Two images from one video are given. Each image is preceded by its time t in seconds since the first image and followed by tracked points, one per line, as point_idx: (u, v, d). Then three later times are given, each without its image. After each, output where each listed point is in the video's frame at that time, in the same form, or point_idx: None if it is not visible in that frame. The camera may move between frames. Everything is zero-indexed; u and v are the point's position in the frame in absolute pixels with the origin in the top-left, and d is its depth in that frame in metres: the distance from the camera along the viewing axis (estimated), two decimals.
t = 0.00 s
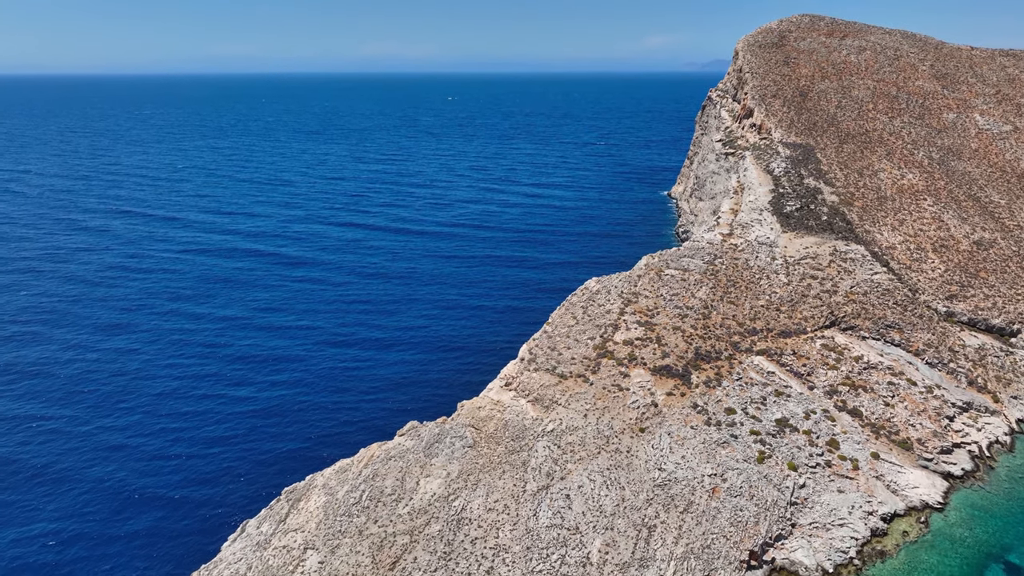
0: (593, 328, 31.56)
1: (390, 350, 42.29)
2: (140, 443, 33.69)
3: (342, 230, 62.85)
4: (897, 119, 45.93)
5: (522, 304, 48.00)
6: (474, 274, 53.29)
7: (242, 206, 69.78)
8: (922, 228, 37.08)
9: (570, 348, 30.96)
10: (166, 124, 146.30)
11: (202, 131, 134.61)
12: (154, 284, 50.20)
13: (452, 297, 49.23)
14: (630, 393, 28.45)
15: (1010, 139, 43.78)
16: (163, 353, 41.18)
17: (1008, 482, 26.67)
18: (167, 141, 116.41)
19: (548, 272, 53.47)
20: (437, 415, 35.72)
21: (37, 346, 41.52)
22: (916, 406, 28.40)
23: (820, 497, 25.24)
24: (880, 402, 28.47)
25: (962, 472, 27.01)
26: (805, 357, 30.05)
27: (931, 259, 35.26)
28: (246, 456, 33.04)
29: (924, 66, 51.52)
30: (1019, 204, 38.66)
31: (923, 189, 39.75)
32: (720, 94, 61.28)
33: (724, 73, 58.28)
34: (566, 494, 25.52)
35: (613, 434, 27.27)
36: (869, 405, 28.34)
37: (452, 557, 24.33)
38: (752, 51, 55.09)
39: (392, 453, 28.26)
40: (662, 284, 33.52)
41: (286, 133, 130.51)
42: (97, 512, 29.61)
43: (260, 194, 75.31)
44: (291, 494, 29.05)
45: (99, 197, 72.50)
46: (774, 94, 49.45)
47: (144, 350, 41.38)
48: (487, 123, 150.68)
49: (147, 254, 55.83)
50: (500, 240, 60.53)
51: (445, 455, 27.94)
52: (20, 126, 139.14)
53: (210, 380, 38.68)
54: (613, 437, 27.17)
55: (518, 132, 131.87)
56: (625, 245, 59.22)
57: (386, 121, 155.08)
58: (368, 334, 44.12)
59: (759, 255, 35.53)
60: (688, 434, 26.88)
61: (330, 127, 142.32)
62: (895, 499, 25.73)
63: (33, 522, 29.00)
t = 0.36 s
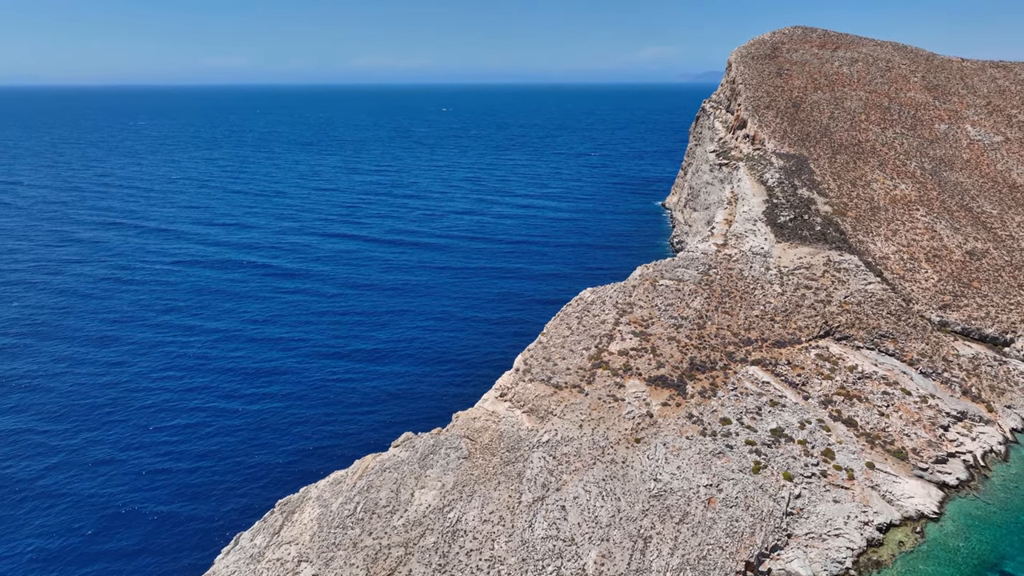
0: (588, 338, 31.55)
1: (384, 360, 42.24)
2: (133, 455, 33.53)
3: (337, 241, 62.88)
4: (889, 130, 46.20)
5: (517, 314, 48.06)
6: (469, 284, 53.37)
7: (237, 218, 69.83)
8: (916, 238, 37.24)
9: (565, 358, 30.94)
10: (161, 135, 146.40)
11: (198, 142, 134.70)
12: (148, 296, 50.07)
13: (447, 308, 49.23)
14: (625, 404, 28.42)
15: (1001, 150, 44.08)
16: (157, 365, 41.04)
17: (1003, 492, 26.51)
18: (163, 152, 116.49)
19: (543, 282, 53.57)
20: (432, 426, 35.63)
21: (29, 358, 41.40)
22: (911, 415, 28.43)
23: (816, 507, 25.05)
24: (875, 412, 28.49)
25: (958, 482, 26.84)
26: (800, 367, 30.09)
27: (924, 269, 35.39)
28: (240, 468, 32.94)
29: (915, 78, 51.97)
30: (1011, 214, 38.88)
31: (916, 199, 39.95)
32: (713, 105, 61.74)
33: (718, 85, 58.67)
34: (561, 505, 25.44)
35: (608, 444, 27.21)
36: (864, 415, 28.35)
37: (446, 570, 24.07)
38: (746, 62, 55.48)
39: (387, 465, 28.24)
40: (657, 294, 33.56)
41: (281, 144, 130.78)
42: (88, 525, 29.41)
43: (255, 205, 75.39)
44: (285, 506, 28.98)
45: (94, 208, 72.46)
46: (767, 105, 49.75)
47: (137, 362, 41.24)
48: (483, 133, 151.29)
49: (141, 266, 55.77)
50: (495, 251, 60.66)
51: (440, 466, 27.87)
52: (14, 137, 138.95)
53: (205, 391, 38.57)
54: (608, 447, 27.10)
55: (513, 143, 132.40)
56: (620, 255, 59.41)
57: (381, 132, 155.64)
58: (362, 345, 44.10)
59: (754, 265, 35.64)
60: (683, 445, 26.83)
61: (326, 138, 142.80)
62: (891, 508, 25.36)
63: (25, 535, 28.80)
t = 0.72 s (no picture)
0: (583, 349, 31.53)
1: (380, 371, 42.17)
2: (126, 468, 33.39)
3: (332, 252, 62.90)
4: (882, 141, 46.46)
5: (512, 325, 48.09)
6: (464, 295, 53.44)
7: (232, 229, 69.84)
8: (909, 248, 37.39)
9: (560, 369, 30.90)
10: (157, 146, 146.57)
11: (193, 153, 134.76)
12: (141, 308, 49.91)
13: (442, 318, 49.26)
14: (621, 414, 28.36)
15: (993, 160, 44.39)
16: (150, 377, 40.88)
17: (998, 502, 26.47)
18: (158, 164, 116.52)
19: (538, 293, 53.66)
20: (427, 437, 35.56)
21: (22, 371, 41.23)
22: (905, 425, 28.43)
23: (812, 517, 24.93)
24: (870, 421, 28.50)
25: (953, 492, 26.79)
26: (795, 377, 30.09)
27: (918, 279, 35.53)
28: (235, 479, 32.83)
29: (907, 89, 52.40)
30: (1003, 224, 39.13)
31: (909, 210, 40.13)
32: (707, 116, 62.12)
33: (711, 96, 59.02)
34: (557, 516, 25.34)
35: (603, 455, 27.13)
36: (859, 425, 28.34)
37: None
38: (739, 74, 55.84)
39: (382, 477, 28.13)
40: (652, 304, 33.58)
41: (277, 155, 131.16)
42: (80, 539, 29.20)
43: (250, 216, 75.45)
44: (279, 518, 28.85)
45: (88, 219, 72.37)
46: (760, 115, 50.00)
47: (130, 374, 41.05)
48: (478, 144, 152.01)
49: (135, 277, 55.68)
50: (490, 262, 60.74)
51: (435, 478, 27.77)
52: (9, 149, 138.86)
53: (199, 403, 38.46)
54: (604, 458, 27.02)
55: (508, 154, 133.01)
56: (615, 266, 59.57)
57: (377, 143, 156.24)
58: (357, 356, 44.04)
59: (748, 275, 35.72)
60: (679, 455, 26.75)
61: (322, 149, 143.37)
62: (887, 519, 25.37)
63: (16, 549, 28.56)
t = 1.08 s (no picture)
0: (578, 360, 31.51)
1: (374, 383, 42.09)
2: (119, 481, 33.16)
3: (327, 264, 62.86)
4: (875, 151, 46.71)
5: (507, 335, 48.11)
6: (459, 306, 53.50)
7: (226, 240, 69.80)
8: (902, 258, 37.54)
9: (556, 379, 30.85)
10: (151, 157, 146.56)
11: (188, 164, 134.71)
12: (135, 319, 49.74)
13: (437, 330, 49.19)
14: (616, 424, 28.30)
15: (984, 171, 44.70)
16: (144, 389, 40.74)
17: (994, 511, 26.44)
18: (152, 175, 116.51)
19: (533, 303, 53.72)
20: (422, 449, 35.48)
21: (14, 383, 40.98)
22: (900, 435, 28.44)
23: (808, 527, 24.85)
24: (865, 431, 28.50)
25: (948, 501, 26.75)
26: (789, 387, 30.11)
27: (911, 288, 35.66)
28: (229, 492, 32.64)
29: (899, 100, 52.81)
30: (995, 234, 39.35)
31: (902, 220, 40.31)
32: (701, 127, 62.48)
33: (705, 107, 59.38)
34: (552, 528, 25.22)
35: (599, 466, 27.05)
36: (854, 434, 28.34)
37: None
38: (732, 85, 56.19)
39: (376, 488, 28.00)
40: (647, 314, 33.62)
41: (272, 166, 131.35)
42: (72, 553, 28.98)
43: (245, 227, 75.45)
44: (273, 530, 28.69)
45: (82, 231, 72.24)
46: (753, 126, 50.29)
47: (123, 387, 40.86)
48: (473, 156, 152.63)
49: (129, 288, 55.53)
50: (485, 273, 60.81)
51: (430, 489, 27.65)
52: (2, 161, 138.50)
53: (193, 415, 38.29)
54: (599, 468, 26.94)
55: (503, 165, 133.53)
56: (610, 276, 59.70)
57: (373, 154, 156.79)
58: (352, 367, 43.97)
59: (742, 285, 35.82)
60: (674, 465, 26.68)
61: (317, 160, 143.76)
62: (882, 529, 25.28)
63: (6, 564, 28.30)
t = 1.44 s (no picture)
0: (572, 369, 31.48)
1: (370, 392, 42.07)
2: (112, 492, 33.01)
3: (321, 273, 62.84)
4: (867, 161, 46.96)
5: (501, 345, 48.14)
6: (453, 315, 53.53)
7: (220, 250, 69.75)
8: (894, 266, 37.70)
9: (550, 389, 30.79)
10: (144, 167, 146.39)
11: (183, 174, 134.67)
12: (128, 329, 49.60)
13: (432, 339, 49.20)
14: (610, 434, 28.24)
15: (975, 180, 44.99)
16: (137, 399, 40.58)
17: (988, 519, 26.44)
18: (145, 185, 116.34)
19: (527, 313, 53.80)
20: (416, 459, 35.41)
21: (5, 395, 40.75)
22: (894, 443, 28.46)
23: (803, 537, 24.79)
24: (859, 440, 28.52)
25: (942, 510, 26.71)
26: (784, 396, 30.12)
27: (904, 297, 35.80)
28: (223, 503, 32.53)
29: (890, 110, 53.18)
30: (986, 242, 39.59)
31: (894, 229, 40.50)
32: (694, 137, 62.81)
33: (698, 117, 59.69)
34: (547, 538, 25.11)
35: (593, 475, 26.96)
36: (848, 443, 28.35)
37: None
38: (725, 95, 56.53)
39: (370, 498, 27.90)
40: (641, 323, 33.65)
41: (266, 175, 131.43)
42: (63, 565, 28.76)
43: (238, 237, 75.39)
44: (266, 542, 28.56)
45: (74, 241, 72.02)
46: (746, 136, 50.54)
47: (115, 398, 40.65)
48: (467, 165, 153.15)
49: (122, 299, 55.39)
50: (479, 283, 60.88)
51: (424, 499, 27.56)
52: None
53: (186, 426, 38.14)
54: (594, 478, 26.84)
55: (497, 174, 133.93)
56: (603, 285, 59.85)
57: (368, 164, 157.11)
58: (346, 376, 43.89)
59: (736, 294, 35.89)
60: (669, 475, 26.61)
61: (311, 169, 143.92)
62: (877, 537, 25.22)
63: None
